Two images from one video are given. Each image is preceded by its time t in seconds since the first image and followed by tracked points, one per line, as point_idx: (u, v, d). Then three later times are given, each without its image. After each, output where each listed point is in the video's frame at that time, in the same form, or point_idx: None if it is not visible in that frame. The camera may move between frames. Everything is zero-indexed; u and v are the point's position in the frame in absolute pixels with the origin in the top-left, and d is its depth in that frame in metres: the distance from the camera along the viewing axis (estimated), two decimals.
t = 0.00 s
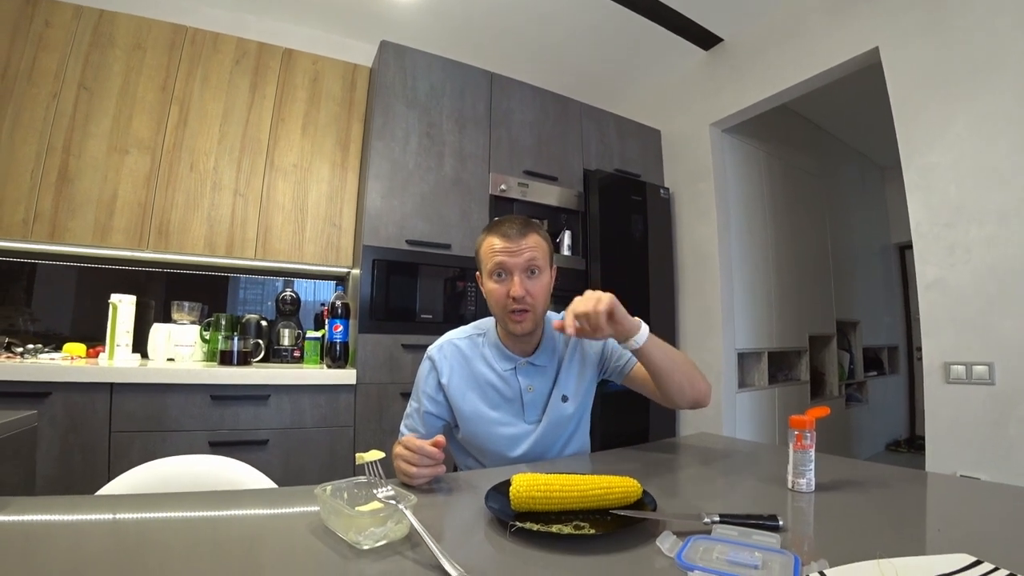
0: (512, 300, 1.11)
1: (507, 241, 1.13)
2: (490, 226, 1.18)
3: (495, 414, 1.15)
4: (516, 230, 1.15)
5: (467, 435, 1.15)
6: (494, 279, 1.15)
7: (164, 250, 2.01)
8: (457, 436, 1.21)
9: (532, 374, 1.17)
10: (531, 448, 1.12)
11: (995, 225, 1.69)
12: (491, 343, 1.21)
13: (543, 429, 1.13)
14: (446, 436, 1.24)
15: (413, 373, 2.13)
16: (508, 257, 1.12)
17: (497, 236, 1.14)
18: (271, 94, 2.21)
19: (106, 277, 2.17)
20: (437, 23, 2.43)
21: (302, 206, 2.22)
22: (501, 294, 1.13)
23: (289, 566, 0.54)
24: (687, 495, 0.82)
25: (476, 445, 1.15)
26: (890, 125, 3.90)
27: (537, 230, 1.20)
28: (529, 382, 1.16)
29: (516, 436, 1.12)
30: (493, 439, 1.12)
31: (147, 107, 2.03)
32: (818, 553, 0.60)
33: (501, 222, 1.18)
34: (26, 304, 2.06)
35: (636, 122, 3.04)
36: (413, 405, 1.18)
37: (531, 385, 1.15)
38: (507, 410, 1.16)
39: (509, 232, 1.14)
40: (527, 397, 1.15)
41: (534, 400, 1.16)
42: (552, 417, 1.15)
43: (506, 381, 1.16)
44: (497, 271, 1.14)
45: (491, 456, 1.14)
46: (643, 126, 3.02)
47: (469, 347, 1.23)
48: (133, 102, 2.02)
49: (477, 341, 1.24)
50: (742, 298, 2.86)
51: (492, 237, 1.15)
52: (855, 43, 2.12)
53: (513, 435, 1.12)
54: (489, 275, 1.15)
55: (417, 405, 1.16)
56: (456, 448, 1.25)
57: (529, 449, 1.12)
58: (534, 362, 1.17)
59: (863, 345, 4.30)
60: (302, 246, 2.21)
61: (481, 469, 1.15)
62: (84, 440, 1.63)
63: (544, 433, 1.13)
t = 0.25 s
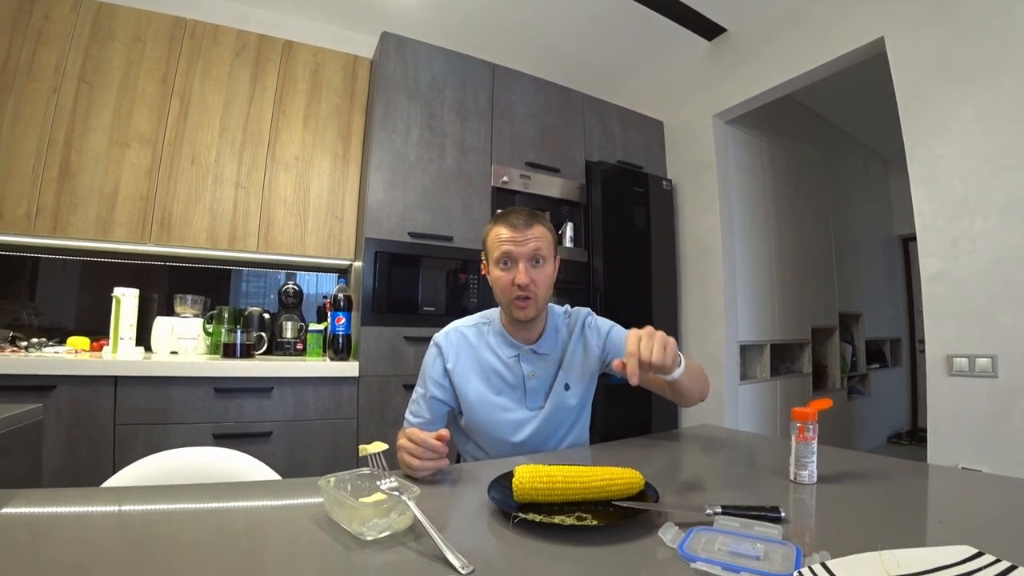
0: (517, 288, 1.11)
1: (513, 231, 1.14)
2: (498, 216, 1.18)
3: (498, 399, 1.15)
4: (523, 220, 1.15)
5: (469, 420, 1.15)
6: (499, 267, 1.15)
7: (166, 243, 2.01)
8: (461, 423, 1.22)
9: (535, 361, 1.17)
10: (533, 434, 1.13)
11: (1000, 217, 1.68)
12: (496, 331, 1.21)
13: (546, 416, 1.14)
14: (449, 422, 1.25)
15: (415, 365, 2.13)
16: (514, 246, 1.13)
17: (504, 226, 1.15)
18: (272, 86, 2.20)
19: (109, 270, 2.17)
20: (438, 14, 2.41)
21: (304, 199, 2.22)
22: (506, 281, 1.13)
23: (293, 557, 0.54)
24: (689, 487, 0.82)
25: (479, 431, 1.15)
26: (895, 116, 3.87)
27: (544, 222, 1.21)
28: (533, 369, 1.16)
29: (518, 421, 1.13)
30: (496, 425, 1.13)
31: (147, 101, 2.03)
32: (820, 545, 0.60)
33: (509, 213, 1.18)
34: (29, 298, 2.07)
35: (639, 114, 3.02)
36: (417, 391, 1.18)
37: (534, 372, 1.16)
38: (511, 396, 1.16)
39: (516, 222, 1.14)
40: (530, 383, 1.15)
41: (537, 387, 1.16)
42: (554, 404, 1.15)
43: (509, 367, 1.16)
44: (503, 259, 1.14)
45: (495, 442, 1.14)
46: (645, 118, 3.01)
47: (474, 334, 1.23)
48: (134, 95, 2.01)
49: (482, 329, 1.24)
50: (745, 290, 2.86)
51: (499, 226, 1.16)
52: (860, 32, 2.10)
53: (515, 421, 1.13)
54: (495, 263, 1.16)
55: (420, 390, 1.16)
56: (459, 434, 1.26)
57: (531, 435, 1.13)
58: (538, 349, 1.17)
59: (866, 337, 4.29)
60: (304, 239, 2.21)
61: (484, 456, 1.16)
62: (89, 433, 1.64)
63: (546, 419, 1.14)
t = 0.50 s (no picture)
0: (532, 279, 1.11)
1: (532, 223, 1.13)
2: (518, 206, 1.17)
3: (507, 385, 1.15)
4: (543, 213, 1.15)
5: (477, 405, 1.15)
6: (515, 257, 1.15)
7: (168, 235, 2.01)
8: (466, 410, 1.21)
9: (544, 350, 1.18)
10: (539, 421, 1.14)
11: (1005, 209, 1.67)
12: (506, 319, 1.21)
13: (553, 403, 1.15)
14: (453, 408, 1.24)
15: (417, 356, 2.14)
16: (532, 237, 1.12)
17: (523, 217, 1.14)
18: (273, 76, 2.19)
19: (111, 261, 2.18)
20: (440, 2, 2.39)
21: (306, 190, 2.21)
22: (521, 271, 1.13)
23: (297, 546, 0.55)
24: (692, 478, 0.82)
25: (487, 417, 1.15)
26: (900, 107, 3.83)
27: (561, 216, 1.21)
28: (541, 356, 1.17)
29: (526, 407, 1.13)
30: (503, 410, 1.13)
31: (148, 91, 2.02)
32: (821, 537, 0.60)
33: (528, 203, 1.18)
34: (33, 289, 2.07)
35: (642, 104, 3.00)
36: (425, 375, 1.16)
37: (542, 360, 1.16)
38: (519, 384, 1.17)
39: (536, 214, 1.14)
40: (539, 370, 1.16)
41: (545, 375, 1.17)
42: (561, 392, 1.16)
43: (518, 354, 1.16)
44: (519, 250, 1.14)
45: (502, 428, 1.14)
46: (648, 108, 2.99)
47: (483, 322, 1.22)
48: (135, 85, 2.00)
49: (492, 317, 1.24)
50: (747, 282, 2.85)
51: (518, 217, 1.15)
52: (867, 22, 2.07)
53: (523, 407, 1.13)
54: (511, 252, 1.15)
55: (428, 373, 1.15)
56: (462, 422, 1.25)
57: (538, 422, 1.14)
58: (547, 338, 1.19)
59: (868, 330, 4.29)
60: (306, 230, 2.21)
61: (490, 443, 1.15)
62: (94, 423, 1.65)
63: (554, 407, 1.15)
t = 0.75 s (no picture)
0: (548, 274, 1.11)
1: (554, 219, 1.13)
2: (541, 200, 1.17)
3: (514, 376, 1.16)
4: (566, 211, 1.15)
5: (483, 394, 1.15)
6: (533, 250, 1.14)
7: (169, 227, 2.01)
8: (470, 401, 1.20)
9: (552, 343, 1.19)
10: (545, 413, 1.14)
11: (1008, 204, 1.66)
12: (515, 312, 1.22)
13: (559, 397, 1.15)
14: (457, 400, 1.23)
15: (418, 349, 2.14)
16: (553, 233, 1.12)
17: (545, 212, 1.14)
18: (274, 68, 2.18)
19: (112, 254, 2.18)
20: None
21: (307, 182, 2.21)
22: (538, 266, 1.12)
23: (299, 538, 0.55)
24: (691, 471, 0.83)
25: (492, 406, 1.14)
26: (904, 101, 3.81)
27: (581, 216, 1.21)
28: (549, 350, 1.18)
29: (533, 399, 1.13)
30: (510, 401, 1.13)
31: (148, 83, 2.01)
32: (819, 530, 0.61)
33: (552, 200, 1.18)
34: (34, 282, 2.07)
35: (644, 97, 2.99)
36: (432, 363, 1.16)
37: (550, 353, 1.17)
38: (526, 375, 1.17)
39: (559, 211, 1.14)
40: (547, 364, 1.16)
41: (553, 368, 1.17)
42: (567, 386, 1.17)
43: (527, 347, 1.17)
44: (538, 244, 1.13)
45: (507, 419, 1.14)
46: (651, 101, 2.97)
47: (493, 314, 1.23)
48: (135, 77, 1.99)
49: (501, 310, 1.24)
50: (748, 277, 2.85)
51: (540, 212, 1.15)
52: (871, 14, 2.05)
53: (530, 398, 1.13)
54: (529, 245, 1.15)
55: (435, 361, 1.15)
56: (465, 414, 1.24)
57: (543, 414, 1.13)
58: (555, 333, 1.19)
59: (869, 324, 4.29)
60: (307, 222, 2.20)
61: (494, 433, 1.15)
62: (96, 415, 1.66)
63: (560, 401, 1.15)
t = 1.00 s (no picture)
0: (557, 275, 1.11)
1: (569, 219, 1.10)
2: (558, 197, 1.14)
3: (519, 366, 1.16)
4: (582, 212, 1.12)
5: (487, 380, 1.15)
6: (545, 248, 1.13)
7: (168, 220, 2.00)
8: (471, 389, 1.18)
9: (557, 336, 1.19)
10: (546, 404, 1.14)
11: (1009, 199, 1.66)
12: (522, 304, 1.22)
13: (562, 389, 1.15)
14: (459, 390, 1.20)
15: (418, 341, 2.15)
16: (567, 234, 1.10)
17: (559, 211, 1.11)
18: (272, 60, 2.16)
19: (112, 247, 2.17)
20: None
21: (306, 174, 2.20)
22: (547, 264, 1.12)
23: (299, 530, 0.55)
24: (689, 463, 0.83)
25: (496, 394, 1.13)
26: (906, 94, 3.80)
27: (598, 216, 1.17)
28: (554, 342, 1.18)
29: (536, 389, 1.14)
30: (513, 389, 1.14)
31: (146, 74, 2.00)
32: (816, 523, 0.61)
33: (569, 197, 1.14)
34: (33, 275, 2.07)
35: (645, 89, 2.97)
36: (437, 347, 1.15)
37: (555, 346, 1.18)
38: (530, 366, 1.17)
39: (574, 212, 1.10)
40: (552, 356, 1.17)
41: (557, 361, 1.18)
42: (570, 380, 1.17)
43: (533, 338, 1.18)
44: (550, 243, 1.12)
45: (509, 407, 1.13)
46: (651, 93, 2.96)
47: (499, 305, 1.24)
48: (133, 68, 1.98)
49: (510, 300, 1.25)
50: (748, 270, 2.85)
51: (554, 209, 1.12)
52: (874, 6, 2.04)
53: (532, 388, 1.13)
54: (541, 242, 1.13)
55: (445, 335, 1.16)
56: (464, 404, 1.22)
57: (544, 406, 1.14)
58: (561, 327, 1.20)
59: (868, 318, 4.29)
60: (306, 215, 2.20)
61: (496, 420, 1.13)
62: (97, 408, 1.66)
63: (562, 393, 1.15)
